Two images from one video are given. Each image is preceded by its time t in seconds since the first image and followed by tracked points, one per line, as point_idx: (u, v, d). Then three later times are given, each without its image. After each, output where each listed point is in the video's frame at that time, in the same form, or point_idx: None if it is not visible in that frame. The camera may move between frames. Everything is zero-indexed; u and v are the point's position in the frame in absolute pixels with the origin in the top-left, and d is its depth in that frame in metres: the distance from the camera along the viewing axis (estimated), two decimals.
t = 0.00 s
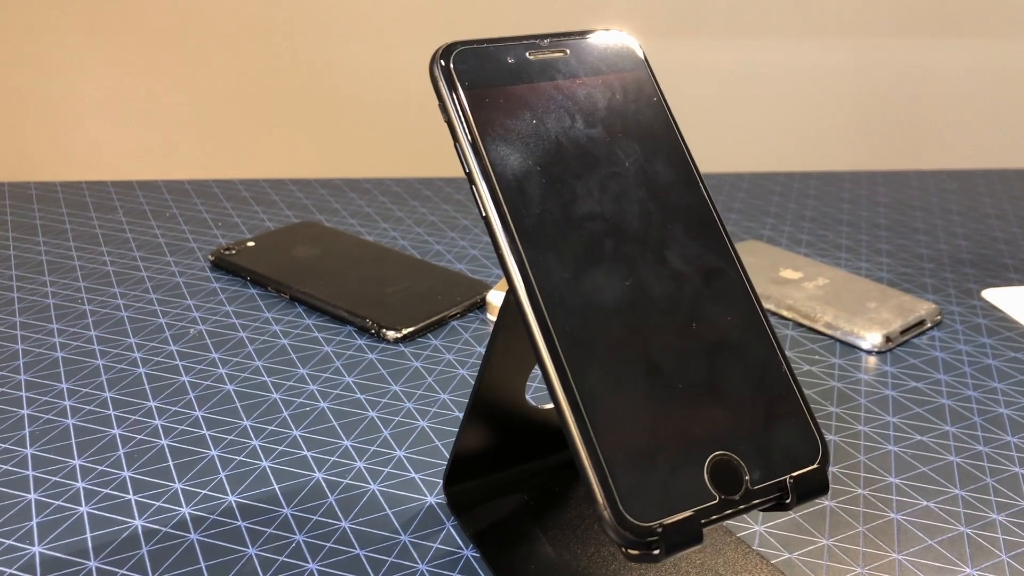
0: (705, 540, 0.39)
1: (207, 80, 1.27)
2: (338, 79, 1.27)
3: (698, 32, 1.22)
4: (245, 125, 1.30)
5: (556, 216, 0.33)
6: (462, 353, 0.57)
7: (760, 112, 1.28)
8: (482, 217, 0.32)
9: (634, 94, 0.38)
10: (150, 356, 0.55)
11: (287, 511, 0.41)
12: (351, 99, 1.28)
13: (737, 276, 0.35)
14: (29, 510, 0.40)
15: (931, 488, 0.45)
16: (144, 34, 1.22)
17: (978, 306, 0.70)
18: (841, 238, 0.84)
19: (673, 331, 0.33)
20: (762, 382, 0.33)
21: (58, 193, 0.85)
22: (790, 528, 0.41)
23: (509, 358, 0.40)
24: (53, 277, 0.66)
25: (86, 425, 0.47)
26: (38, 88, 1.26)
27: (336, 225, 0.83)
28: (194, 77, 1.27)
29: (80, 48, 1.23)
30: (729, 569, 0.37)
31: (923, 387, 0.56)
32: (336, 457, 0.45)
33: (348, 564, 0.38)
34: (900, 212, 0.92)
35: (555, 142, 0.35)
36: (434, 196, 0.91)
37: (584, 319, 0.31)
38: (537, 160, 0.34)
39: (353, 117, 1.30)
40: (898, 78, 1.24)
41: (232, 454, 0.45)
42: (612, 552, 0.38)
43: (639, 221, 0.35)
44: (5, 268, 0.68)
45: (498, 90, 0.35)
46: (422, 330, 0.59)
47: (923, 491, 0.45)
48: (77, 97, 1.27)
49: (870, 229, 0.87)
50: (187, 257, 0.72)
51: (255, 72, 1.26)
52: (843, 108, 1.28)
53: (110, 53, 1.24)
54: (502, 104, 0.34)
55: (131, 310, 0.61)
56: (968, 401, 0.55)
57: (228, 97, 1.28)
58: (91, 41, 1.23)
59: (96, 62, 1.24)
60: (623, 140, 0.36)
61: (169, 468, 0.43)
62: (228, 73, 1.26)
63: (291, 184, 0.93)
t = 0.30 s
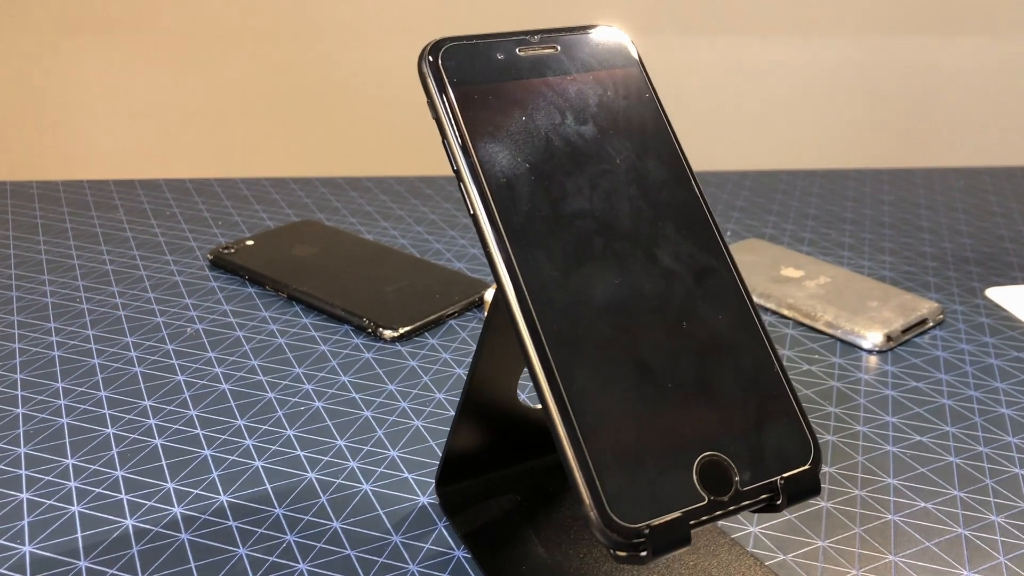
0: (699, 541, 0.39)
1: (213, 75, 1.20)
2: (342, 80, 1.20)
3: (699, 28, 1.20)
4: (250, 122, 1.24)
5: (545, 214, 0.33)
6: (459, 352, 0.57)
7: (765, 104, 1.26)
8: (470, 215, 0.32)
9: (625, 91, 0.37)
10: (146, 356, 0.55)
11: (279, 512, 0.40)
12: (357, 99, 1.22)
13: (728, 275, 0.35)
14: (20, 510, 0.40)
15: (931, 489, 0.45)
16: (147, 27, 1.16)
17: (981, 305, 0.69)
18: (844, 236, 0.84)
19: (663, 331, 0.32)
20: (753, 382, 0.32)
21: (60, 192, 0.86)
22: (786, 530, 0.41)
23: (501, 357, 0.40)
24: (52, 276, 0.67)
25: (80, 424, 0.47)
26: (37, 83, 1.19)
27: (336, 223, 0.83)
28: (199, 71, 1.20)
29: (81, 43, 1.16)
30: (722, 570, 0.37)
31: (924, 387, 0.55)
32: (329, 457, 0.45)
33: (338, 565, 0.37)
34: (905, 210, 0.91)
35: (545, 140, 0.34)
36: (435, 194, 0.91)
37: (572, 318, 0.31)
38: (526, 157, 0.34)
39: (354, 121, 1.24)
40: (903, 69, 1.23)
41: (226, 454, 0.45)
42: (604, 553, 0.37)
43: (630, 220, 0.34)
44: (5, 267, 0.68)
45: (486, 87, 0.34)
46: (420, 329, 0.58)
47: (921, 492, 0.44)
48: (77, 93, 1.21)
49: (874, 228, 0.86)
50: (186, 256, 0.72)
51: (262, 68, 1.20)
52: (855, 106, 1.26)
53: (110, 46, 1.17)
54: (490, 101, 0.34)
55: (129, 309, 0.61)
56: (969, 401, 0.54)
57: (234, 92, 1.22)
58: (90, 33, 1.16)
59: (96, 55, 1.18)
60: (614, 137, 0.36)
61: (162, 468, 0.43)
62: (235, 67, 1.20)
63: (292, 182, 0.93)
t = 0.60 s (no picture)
0: (693, 542, 0.39)
1: (178, 62, 1.07)
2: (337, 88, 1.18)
3: (716, 28, 1.08)
4: (224, 118, 1.11)
5: (535, 214, 0.33)
6: (456, 352, 0.56)
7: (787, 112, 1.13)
8: (459, 216, 0.32)
9: (617, 91, 0.37)
10: (143, 355, 0.55)
11: (272, 512, 0.40)
12: (341, 92, 1.09)
13: (720, 276, 0.35)
14: (14, 509, 0.40)
15: (928, 490, 0.44)
16: (104, 8, 1.02)
17: (983, 306, 0.69)
18: (846, 236, 0.83)
19: (653, 331, 0.32)
20: (744, 383, 0.32)
21: (61, 192, 0.86)
22: (781, 532, 0.41)
23: (494, 359, 0.40)
24: (51, 276, 0.67)
25: (75, 424, 0.47)
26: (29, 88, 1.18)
27: (336, 223, 0.83)
28: (160, 55, 1.06)
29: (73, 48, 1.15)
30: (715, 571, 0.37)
31: (923, 388, 0.55)
32: (324, 457, 0.45)
33: (330, 565, 0.37)
34: (908, 209, 0.91)
35: (535, 139, 0.34)
36: (435, 194, 0.91)
37: (561, 319, 0.31)
38: (516, 158, 0.33)
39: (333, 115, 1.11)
40: (944, 72, 1.10)
41: (220, 454, 0.45)
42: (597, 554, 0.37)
43: (621, 220, 0.34)
44: (4, 267, 0.68)
45: (476, 86, 0.34)
46: (417, 329, 0.58)
47: (919, 494, 0.44)
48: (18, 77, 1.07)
49: (876, 227, 0.85)
50: (185, 256, 0.72)
51: (231, 51, 1.06)
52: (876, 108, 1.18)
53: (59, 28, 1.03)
54: (480, 101, 0.34)
55: (127, 309, 0.61)
56: (969, 402, 0.54)
57: (201, 80, 1.08)
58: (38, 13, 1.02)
59: (42, 37, 1.04)
60: (605, 137, 0.36)
61: (157, 468, 0.43)
62: (201, 50, 1.06)
63: (293, 182, 0.93)
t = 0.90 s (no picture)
0: (689, 547, 0.39)
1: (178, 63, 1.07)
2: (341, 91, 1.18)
3: (723, 28, 1.07)
4: (225, 118, 1.11)
5: (527, 216, 0.32)
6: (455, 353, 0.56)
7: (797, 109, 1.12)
8: (452, 217, 0.32)
9: (613, 91, 0.37)
10: (142, 356, 0.55)
11: (267, 514, 0.40)
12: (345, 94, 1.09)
13: (715, 278, 0.34)
14: (10, 510, 0.40)
15: (927, 494, 0.44)
16: (104, 8, 1.02)
17: (987, 307, 0.68)
18: (850, 236, 0.83)
19: (646, 333, 0.32)
20: (739, 385, 0.32)
21: (65, 192, 0.86)
22: (778, 536, 0.40)
23: (490, 361, 0.39)
24: (52, 276, 0.67)
25: (73, 425, 0.47)
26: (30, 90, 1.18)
27: (338, 223, 0.83)
28: (161, 56, 1.06)
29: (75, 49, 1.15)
30: None
31: (924, 391, 0.54)
32: (320, 459, 0.45)
33: (323, 569, 0.37)
34: (913, 209, 0.90)
35: (529, 140, 0.34)
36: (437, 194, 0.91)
37: (553, 322, 0.31)
38: (509, 159, 0.33)
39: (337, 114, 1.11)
40: (954, 71, 1.09)
41: (217, 455, 0.45)
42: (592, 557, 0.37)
43: (615, 221, 0.34)
44: (7, 267, 0.69)
45: (469, 86, 0.34)
46: (416, 330, 0.58)
47: (917, 497, 0.44)
48: (18, 76, 1.07)
49: (881, 228, 0.85)
50: (187, 256, 0.72)
51: (233, 53, 1.06)
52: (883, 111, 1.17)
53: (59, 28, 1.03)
54: (473, 102, 0.34)
55: (127, 309, 0.61)
56: (971, 404, 0.53)
57: (202, 80, 1.08)
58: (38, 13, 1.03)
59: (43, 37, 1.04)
60: (600, 138, 0.35)
61: (153, 469, 0.43)
62: (202, 51, 1.06)
63: (296, 182, 0.93)
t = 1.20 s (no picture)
0: (684, 551, 0.38)
1: (170, 58, 1.03)
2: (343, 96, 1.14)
3: (730, 28, 1.03)
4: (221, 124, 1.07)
5: (521, 219, 0.32)
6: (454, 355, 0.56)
7: (810, 110, 1.07)
8: (444, 220, 0.32)
9: (608, 93, 0.37)
10: (141, 357, 0.55)
11: (263, 516, 0.40)
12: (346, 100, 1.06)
13: (711, 281, 0.34)
14: (7, 511, 0.40)
15: (927, 499, 0.44)
16: (105, 9, 0.99)
17: (991, 310, 0.68)
18: (853, 238, 0.82)
19: (640, 336, 0.32)
20: (733, 389, 0.32)
21: (68, 192, 0.86)
22: (776, 540, 0.40)
23: (486, 364, 0.39)
24: (53, 277, 0.67)
25: (70, 426, 0.47)
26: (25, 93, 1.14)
27: (339, 224, 0.83)
28: (151, 50, 1.02)
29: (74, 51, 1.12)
30: None
31: (926, 394, 0.54)
32: (317, 461, 0.45)
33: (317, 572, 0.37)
34: (918, 211, 0.89)
35: (523, 141, 0.34)
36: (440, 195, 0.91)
37: (546, 324, 0.30)
38: (503, 161, 0.33)
39: (331, 115, 1.07)
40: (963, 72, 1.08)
41: (213, 457, 0.45)
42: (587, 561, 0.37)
43: (610, 223, 0.34)
44: (8, 268, 0.69)
45: (463, 88, 0.34)
46: (415, 332, 0.58)
47: (918, 502, 0.43)
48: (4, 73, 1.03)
49: (884, 229, 0.85)
50: (188, 257, 0.72)
51: (226, 49, 1.02)
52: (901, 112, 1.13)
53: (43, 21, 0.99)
54: (467, 103, 0.34)
55: (128, 310, 0.61)
56: (973, 408, 0.53)
57: (194, 77, 1.04)
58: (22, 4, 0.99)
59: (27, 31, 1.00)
60: (595, 140, 0.35)
61: (150, 470, 0.43)
62: (194, 46, 1.02)
63: (299, 183, 0.93)
